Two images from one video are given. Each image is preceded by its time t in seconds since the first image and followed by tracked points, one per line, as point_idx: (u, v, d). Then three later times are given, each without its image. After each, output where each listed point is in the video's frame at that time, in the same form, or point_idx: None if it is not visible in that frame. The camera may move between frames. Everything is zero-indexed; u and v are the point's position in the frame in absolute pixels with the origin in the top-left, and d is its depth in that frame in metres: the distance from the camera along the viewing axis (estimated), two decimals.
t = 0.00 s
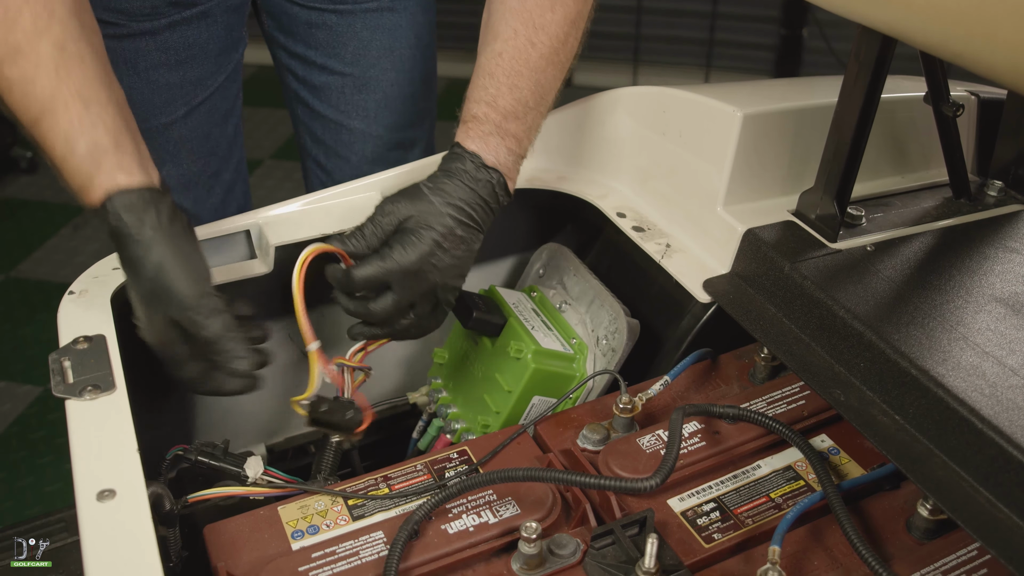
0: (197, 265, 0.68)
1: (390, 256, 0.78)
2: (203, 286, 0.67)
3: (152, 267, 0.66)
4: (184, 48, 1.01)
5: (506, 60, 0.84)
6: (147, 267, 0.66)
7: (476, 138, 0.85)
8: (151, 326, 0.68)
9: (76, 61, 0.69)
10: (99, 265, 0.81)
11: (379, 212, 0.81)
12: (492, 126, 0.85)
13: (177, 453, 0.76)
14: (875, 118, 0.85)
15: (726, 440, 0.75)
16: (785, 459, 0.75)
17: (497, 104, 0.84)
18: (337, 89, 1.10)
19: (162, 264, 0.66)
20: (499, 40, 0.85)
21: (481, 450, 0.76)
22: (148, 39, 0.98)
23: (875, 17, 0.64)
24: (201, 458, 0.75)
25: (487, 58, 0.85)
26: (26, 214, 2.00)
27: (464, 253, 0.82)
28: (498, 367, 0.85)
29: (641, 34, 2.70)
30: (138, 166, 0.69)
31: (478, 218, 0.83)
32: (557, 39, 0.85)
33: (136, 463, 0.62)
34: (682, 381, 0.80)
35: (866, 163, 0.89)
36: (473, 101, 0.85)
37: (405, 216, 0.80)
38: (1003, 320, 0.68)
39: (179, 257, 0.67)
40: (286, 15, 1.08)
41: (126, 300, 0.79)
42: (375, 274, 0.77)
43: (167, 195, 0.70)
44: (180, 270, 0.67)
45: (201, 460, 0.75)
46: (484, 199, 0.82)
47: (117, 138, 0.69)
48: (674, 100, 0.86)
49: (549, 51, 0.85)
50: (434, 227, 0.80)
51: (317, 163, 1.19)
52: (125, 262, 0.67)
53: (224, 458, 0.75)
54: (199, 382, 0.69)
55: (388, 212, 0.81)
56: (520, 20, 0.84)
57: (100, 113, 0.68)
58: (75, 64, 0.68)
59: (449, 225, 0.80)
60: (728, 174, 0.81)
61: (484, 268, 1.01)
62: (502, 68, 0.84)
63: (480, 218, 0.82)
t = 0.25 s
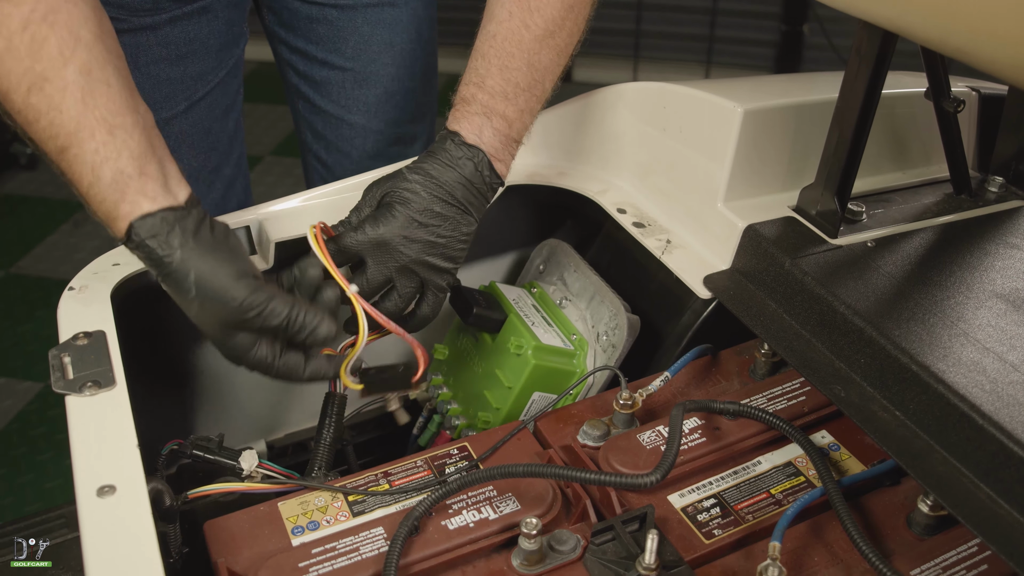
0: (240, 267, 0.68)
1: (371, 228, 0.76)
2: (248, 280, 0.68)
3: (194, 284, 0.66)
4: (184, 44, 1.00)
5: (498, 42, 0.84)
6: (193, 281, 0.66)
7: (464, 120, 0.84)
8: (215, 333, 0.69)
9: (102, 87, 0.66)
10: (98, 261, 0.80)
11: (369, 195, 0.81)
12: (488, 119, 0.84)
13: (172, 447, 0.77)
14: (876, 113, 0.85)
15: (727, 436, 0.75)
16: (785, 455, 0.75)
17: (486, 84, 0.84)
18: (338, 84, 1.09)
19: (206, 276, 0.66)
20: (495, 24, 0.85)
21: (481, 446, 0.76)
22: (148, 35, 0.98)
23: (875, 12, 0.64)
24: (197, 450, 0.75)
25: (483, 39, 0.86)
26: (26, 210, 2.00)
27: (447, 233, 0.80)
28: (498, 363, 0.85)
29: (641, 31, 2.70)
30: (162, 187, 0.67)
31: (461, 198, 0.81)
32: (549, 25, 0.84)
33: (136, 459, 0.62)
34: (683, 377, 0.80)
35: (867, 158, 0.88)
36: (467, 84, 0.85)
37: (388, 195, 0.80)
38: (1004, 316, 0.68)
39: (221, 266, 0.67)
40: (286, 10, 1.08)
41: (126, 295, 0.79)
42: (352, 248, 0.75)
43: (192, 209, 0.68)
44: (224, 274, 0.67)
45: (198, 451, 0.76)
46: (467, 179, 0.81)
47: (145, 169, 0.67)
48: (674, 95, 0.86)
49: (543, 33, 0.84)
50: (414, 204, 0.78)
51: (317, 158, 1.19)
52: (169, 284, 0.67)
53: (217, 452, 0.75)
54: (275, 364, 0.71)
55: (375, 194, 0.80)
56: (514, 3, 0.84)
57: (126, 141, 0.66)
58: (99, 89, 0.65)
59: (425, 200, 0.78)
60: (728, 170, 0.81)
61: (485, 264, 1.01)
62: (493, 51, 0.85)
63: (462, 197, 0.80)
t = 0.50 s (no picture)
0: (228, 195, 0.67)
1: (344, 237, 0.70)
2: (235, 204, 0.66)
3: (182, 220, 0.64)
4: (184, 41, 1.01)
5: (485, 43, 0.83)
6: (182, 215, 0.65)
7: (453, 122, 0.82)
8: (211, 272, 0.66)
9: (73, 42, 0.67)
10: (98, 259, 0.80)
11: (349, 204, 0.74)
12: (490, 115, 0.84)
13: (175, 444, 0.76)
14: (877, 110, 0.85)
15: (726, 433, 0.75)
16: (785, 452, 0.75)
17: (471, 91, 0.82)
18: (337, 82, 1.09)
19: (194, 207, 0.65)
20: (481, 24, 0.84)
21: (481, 443, 0.76)
22: (148, 32, 0.98)
23: (875, 9, 0.64)
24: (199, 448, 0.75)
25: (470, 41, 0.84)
26: (26, 208, 2.00)
27: (426, 234, 0.72)
28: (498, 360, 0.85)
29: (641, 28, 2.70)
30: (141, 136, 0.67)
31: (440, 199, 0.73)
32: (540, 23, 0.76)
33: (135, 456, 0.62)
34: (682, 374, 0.80)
35: (868, 155, 0.88)
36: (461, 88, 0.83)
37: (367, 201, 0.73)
38: (1004, 313, 0.68)
39: (208, 196, 0.66)
40: (285, 7, 1.08)
41: (127, 292, 0.79)
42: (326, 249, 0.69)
43: (169, 156, 0.68)
44: (214, 202, 0.65)
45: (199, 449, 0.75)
46: (446, 180, 0.73)
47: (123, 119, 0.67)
48: (674, 93, 0.86)
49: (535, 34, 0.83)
50: (392, 207, 0.72)
51: (317, 156, 1.19)
52: (156, 232, 0.65)
53: (218, 449, 0.75)
54: (278, 298, 0.67)
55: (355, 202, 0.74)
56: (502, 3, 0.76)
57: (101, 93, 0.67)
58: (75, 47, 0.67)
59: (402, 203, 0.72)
60: (729, 167, 0.81)
61: (486, 262, 1.01)
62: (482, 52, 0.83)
63: (441, 199, 0.73)
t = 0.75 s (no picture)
0: (204, 185, 0.70)
1: (358, 250, 0.74)
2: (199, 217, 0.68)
3: (154, 210, 0.68)
4: (184, 38, 1.00)
5: (485, 52, 0.80)
6: (159, 195, 0.68)
7: (448, 129, 0.80)
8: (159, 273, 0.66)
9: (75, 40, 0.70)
10: (98, 257, 0.81)
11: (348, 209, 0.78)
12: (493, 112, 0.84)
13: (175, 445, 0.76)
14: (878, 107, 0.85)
15: (726, 430, 0.75)
16: (786, 449, 0.75)
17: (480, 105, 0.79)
18: (337, 79, 1.09)
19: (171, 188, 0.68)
20: (480, 30, 0.80)
21: (481, 440, 0.76)
22: (148, 28, 0.98)
23: (877, 6, 0.64)
24: (200, 449, 0.75)
25: (470, 49, 0.81)
26: (26, 206, 2.00)
27: (437, 245, 0.77)
28: (499, 358, 0.85)
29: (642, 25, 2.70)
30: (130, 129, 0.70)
31: (449, 208, 0.78)
32: (540, 29, 0.80)
33: (135, 454, 0.62)
34: (683, 371, 0.80)
35: (869, 153, 0.88)
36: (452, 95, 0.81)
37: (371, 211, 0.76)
38: (1005, 310, 0.68)
39: (184, 181, 0.69)
40: (286, 4, 1.08)
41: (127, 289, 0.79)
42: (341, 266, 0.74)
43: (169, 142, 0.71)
44: (189, 187, 0.69)
45: (200, 449, 0.75)
46: (454, 188, 0.78)
47: (115, 96, 0.71)
48: (675, 90, 0.86)
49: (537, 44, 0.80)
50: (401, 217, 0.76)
51: (317, 153, 1.19)
52: (132, 206, 0.68)
53: (219, 450, 0.75)
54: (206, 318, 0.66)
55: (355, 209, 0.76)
56: (501, 9, 0.80)
57: (96, 68, 0.70)
58: (72, 23, 0.70)
59: (415, 214, 0.76)
60: (729, 164, 0.81)
61: (487, 260, 1.01)
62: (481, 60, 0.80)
63: (451, 209, 0.78)
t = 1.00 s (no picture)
0: (206, 216, 0.73)
1: (411, 278, 0.76)
2: (212, 260, 0.71)
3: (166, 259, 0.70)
4: (185, 35, 1.00)
5: (522, 59, 0.83)
6: (161, 239, 0.70)
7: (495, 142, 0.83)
8: (185, 296, 0.70)
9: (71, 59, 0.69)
10: (99, 254, 0.81)
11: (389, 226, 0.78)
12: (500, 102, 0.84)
13: (178, 443, 0.75)
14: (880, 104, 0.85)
15: (727, 428, 0.75)
16: (786, 447, 0.75)
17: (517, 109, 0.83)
18: (337, 76, 1.09)
19: (170, 227, 0.70)
20: (513, 39, 0.83)
21: (481, 438, 0.76)
22: (149, 25, 0.98)
23: (878, 3, 0.64)
24: (202, 447, 0.74)
25: (502, 57, 0.84)
26: (27, 203, 2.00)
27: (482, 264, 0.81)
28: (499, 356, 0.85)
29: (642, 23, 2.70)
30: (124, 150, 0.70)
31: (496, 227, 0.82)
32: (570, 36, 0.84)
33: (137, 450, 0.62)
34: (683, 369, 0.80)
35: (870, 150, 0.88)
36: (493, 105, 0.83)
37: (420, 231, 0.77)
38: (1006, 308, 0.67)
39: (185, 218, 0.72)
40: None
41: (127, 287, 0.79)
42: (403, 292, 0.76)
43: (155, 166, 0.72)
44: (191, 227, 0.71)
45: (203, 447, 0.74)
46: (504, 211, 0.81)
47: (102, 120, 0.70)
48: (675, 88, 0.86)
49: (564, 50, 0.84)
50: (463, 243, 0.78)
51: (317, 149, 1.19)
52: (135, 260, 0.71)
53: (224, 447, 0.74)
54: (246, 306, 0.71)
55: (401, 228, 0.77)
56: (534, 18, 0.83)
57: (93, 114, 0.70)
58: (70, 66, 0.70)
59: (473, 240, 0.78)
60: (730, 161, 0.81)
61: (488, 257, 1.01)
62: (519, 68, 0.83)
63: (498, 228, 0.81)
